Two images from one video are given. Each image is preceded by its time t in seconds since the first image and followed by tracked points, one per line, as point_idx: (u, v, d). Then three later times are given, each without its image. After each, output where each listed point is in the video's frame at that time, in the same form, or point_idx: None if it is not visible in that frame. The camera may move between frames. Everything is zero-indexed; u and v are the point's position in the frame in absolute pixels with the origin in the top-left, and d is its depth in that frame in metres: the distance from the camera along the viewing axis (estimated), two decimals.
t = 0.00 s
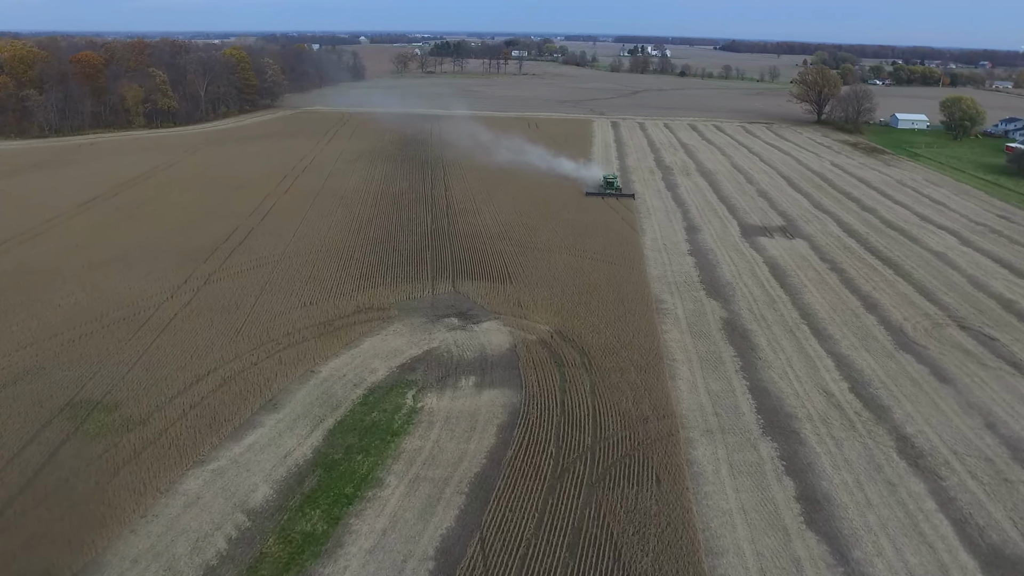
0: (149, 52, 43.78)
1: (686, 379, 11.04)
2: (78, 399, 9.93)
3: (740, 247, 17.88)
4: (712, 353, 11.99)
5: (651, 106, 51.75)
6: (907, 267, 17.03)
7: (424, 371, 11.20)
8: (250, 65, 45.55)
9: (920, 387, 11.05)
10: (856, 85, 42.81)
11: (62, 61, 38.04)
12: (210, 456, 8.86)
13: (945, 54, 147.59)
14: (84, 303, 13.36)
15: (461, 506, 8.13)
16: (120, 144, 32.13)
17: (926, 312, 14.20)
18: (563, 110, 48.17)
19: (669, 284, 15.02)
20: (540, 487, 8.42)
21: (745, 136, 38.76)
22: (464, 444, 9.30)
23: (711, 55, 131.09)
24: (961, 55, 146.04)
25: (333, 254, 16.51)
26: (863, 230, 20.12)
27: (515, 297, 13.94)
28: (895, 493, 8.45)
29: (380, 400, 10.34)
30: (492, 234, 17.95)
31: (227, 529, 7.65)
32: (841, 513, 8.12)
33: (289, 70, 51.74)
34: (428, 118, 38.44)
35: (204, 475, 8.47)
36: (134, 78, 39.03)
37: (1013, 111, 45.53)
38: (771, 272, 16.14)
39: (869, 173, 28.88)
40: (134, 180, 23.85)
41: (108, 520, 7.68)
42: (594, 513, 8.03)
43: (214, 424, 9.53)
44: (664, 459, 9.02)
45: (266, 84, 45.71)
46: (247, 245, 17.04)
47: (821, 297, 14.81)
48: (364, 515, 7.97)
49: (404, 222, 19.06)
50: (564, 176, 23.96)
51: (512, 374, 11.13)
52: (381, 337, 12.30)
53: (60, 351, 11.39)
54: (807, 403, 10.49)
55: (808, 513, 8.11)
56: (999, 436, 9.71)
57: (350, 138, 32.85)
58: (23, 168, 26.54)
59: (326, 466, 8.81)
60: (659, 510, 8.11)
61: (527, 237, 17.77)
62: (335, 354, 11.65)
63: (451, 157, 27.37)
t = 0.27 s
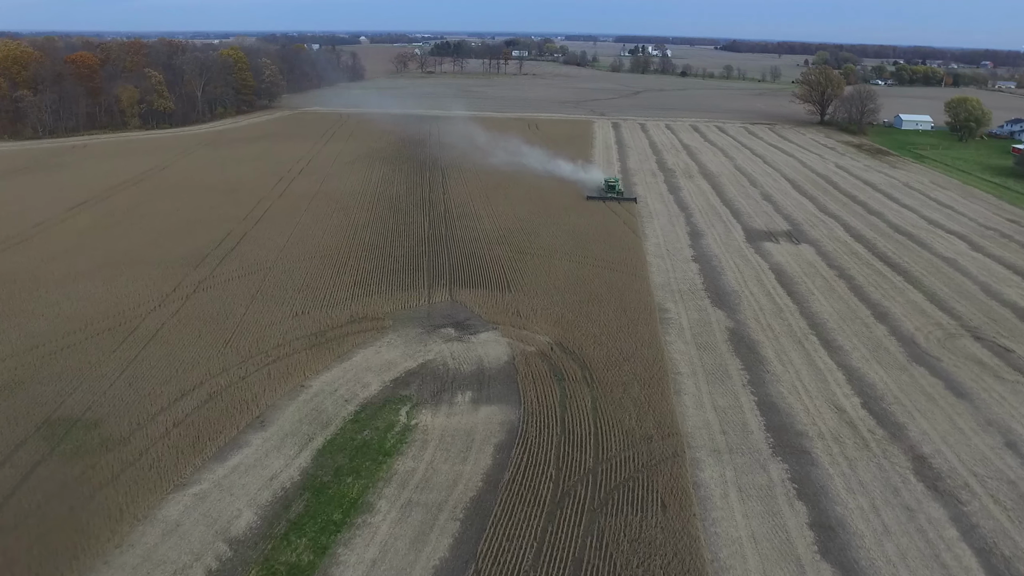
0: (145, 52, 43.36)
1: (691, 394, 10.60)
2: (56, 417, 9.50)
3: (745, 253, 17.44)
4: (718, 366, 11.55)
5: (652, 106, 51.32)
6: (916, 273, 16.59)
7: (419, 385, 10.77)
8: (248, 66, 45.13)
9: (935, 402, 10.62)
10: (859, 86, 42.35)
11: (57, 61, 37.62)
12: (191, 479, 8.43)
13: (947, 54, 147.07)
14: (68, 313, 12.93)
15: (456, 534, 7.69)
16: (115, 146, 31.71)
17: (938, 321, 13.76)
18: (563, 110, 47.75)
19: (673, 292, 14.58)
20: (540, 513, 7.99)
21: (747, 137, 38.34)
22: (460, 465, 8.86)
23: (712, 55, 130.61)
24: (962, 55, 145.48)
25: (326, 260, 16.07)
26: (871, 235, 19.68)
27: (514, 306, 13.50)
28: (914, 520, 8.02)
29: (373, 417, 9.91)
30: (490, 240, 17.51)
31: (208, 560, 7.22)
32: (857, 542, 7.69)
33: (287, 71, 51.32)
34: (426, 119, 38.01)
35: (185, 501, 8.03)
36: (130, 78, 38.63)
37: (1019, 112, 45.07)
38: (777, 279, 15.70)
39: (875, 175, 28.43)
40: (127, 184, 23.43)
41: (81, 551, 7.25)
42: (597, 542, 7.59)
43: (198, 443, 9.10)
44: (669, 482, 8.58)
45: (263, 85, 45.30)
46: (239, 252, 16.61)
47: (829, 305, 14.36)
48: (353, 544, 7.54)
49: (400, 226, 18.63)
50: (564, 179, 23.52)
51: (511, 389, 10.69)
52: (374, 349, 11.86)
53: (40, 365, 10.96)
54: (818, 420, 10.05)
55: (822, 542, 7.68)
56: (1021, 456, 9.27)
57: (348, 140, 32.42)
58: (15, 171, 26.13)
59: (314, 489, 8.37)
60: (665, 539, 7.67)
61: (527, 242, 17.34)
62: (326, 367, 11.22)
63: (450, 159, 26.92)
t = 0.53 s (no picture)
0: (142, 53, 42.98)
1: (697, 411, 10.16)
2: (32, 436, 9.08)
3: (750, 259, 17.00)
4: (725, 380, 11.10)
5: (653, 107, 50.89)
6: (927, 280, 16.13)
7: (413, 401, 10.33)
8: (245, 66, 44.73)
9: (952, 419, 10.17)
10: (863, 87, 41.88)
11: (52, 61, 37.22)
12: (171, 504, 7.99)
13: (949, 55, 146.51)
14: (51, 323, 12.50)
15: (450, 566, 7.26)
16: (109, 148, 31.30)
17: (951, 332, 13.30)
18: (564, 111, 47.34)
19: (677, 301, 14.13)
20: (539, 543, 7.55)
21: (750, 139, 37.90)
22: (455, 489, 8.42)
23: (713, 55, 130.16)
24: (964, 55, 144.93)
25: (320, 267, 15.64)
26: (878, 240, 19.23)
27: (513, 316, 13.07)
28: (935, 549, 7.58)
29: (364, 436, 9.46)
30: (488, 246, 17.08)
31: None
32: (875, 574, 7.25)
33: (285, 71, 50.92)
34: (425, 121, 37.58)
35: (163, 529, 7.60)
36: (125, 79, 38.25)
37: None
38: (784, 287, 15.25)
39: (880, 178, 27.97)
40: (119, 186, 23.00)
41: None
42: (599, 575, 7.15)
43: (179, 465, 8.67)
44: (675, 508, 8.13)
45: (261, 86, 44.90)
46: (230, 258, 16.18)
47: (838, 314, 13.91)
48: None
49: (397, 231, 18.20)
50: (565, 182, 23.08)
51: (509, 405, 10.25)
52: (367, 362, 11.43)
53: (20, 379, 10.55)
54: (831, 438, 9.60)
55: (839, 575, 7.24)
56: None
57: (346, 142, 31.99)
58: (6, 173, 25.72)
59: (301, 515, 7.93)
60: (671, 572, 7.23)
61: (526, 248, 16.90)
62: (316, 382, 10.78)
63: (448, 161, 26.49)
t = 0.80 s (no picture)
0: (138, 53, 42.53)
1: (703, 429, 9.71)
2: (5, 456, 8.64)
3: (755, 265, 16.56)
4: (732, 395, 10.66)
5: (654, 108, 50.48)
6: (938, 287, 15.69)
7: (407, 418, 9.90)
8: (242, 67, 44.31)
9: (970, 437, 9.73)
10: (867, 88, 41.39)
11: (46, 62, 36.80)
12: (148, 532, 7.57)
13: (950, 55, 146.03)
14: (33, 333, 12.05)
15: None
16: (103, 149, 30.86)
17: (965, 342, 12.86)
18: (564, 112, 46.92)
19: (681, 310, 13.68)
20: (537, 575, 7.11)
21: (753, 140, 37.46)
22: (449, 514, 7.98)
23: (714, 55, 129.71)
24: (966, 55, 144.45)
25: (313, 273, 15.20)
26: (886, 245, 18.79)
27: (511, 327, 12.62)
28: None
29: (355, 456, 9.02)
30: (486, 252, 16.64)
31: None
32: None
33: (283, 72, 50.47)
34: (424, 122, 37.12)
35: (139, 560, 7.17)
36: (121, 79, 37.81)
37: None
38: (791, 295, 14.80)
39: (886, 180, 27.52)
40: (111, 189, 22.55)
41: None
42: None
43: (159, 488, 8.24)
44: (682, 536, 7.70)
45: (258, 86, 44.46)
46: (221, 264, 15.73)
47: (847, 324, 13.46)
48: None
49: (393, 236, 17.76)
50: (565, 185, 22.64)
51: (507, 423, 9.81)
52: (359, 375, 11.00)
53: None
54: (844, 458, 9.16)
55: None
56: None
57: (343, 143, 31.55)
58: None
59: (286, 544, 7.50)
60: None
61: (526, 254, 16.46)
62: (306, 397, 10.34)
63: (446, 164, 26.05)
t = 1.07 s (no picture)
0: (133, 53, 42.08)
1: (710, 449, 9.28)
2: None
3: (761, 272, 16.12)
4: (739, 411, 10.23)
5: (655, 108, 50.07)
6: (949, 295, 15.25)
7: (400, 436, 9.46)
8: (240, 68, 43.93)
9: (990, 455, 9.30)
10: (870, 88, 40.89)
11: (41, 62, 36.39)
12: (124, 563, 7.14)
13: (951, 55, 145.57)
14: (14, 344, 11.62)
15: None
16: (97, 151, 30.42)
17: (980, 353, 12.41)
18: (564, 113, 46.52)
19: (686, 320, 13.25)
20: None
21: (755, 141, 37.04)
22: (443, 542, 7.55)
23: (714, 55, 129.36)
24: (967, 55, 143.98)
25: (306, 281, 14.76)
26: (894, 250, 18.35)
27: (510, 337, 12.19)
28: None
29: (345, 478, 8.59)
30: (485, 257, 16.20)
31: None
32: None
33: (281, 72, 50.04)
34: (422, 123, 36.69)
35: None
36: (116, 79, 37.35)
37: None
38: (798, 303, 14.37)
39: (891, 182, 27.09)
40: (102, 192, 22.11)
41: None
42: None
43: (137, 514, 7.80)
44: (689, 567, 7.27)
45: (255, 87, 44.03)
46: (212, 271, 15.29)
47: (857, 334, 13.03)
48: None
49: (388, 241, 17.33)
50: (566, 188, 22.21)
51: (505, 441, 9.38)
52: (351, 390, 10.57)
53: None
54: (859, 479, 8.72)
55: None
56: None
57: (340, 145, 31.11)
58: None
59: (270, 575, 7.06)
60: None
61: (525, 261, 16.04)
62: (296, 413, 9.91)
63: (445, 166, 25.63)
